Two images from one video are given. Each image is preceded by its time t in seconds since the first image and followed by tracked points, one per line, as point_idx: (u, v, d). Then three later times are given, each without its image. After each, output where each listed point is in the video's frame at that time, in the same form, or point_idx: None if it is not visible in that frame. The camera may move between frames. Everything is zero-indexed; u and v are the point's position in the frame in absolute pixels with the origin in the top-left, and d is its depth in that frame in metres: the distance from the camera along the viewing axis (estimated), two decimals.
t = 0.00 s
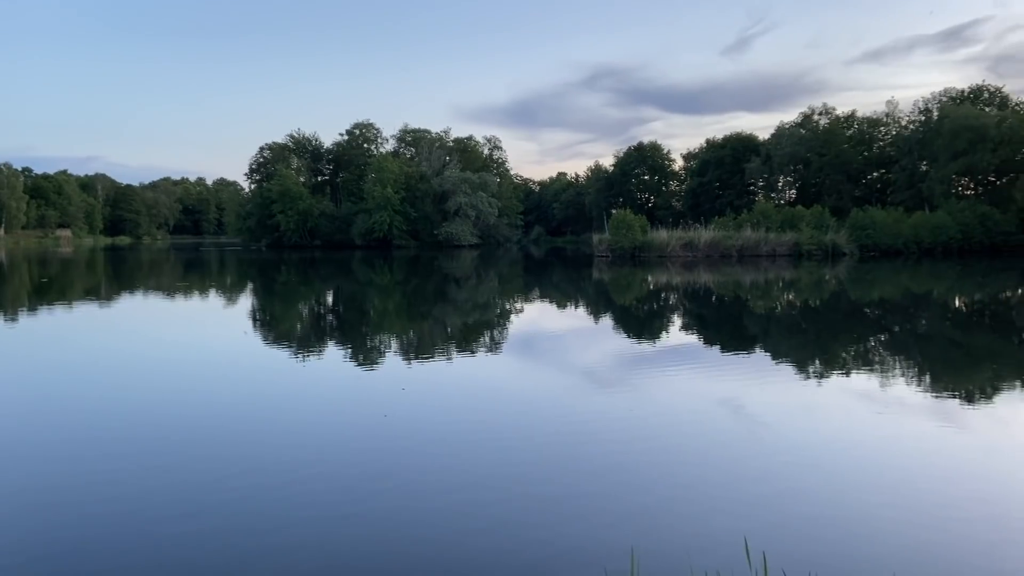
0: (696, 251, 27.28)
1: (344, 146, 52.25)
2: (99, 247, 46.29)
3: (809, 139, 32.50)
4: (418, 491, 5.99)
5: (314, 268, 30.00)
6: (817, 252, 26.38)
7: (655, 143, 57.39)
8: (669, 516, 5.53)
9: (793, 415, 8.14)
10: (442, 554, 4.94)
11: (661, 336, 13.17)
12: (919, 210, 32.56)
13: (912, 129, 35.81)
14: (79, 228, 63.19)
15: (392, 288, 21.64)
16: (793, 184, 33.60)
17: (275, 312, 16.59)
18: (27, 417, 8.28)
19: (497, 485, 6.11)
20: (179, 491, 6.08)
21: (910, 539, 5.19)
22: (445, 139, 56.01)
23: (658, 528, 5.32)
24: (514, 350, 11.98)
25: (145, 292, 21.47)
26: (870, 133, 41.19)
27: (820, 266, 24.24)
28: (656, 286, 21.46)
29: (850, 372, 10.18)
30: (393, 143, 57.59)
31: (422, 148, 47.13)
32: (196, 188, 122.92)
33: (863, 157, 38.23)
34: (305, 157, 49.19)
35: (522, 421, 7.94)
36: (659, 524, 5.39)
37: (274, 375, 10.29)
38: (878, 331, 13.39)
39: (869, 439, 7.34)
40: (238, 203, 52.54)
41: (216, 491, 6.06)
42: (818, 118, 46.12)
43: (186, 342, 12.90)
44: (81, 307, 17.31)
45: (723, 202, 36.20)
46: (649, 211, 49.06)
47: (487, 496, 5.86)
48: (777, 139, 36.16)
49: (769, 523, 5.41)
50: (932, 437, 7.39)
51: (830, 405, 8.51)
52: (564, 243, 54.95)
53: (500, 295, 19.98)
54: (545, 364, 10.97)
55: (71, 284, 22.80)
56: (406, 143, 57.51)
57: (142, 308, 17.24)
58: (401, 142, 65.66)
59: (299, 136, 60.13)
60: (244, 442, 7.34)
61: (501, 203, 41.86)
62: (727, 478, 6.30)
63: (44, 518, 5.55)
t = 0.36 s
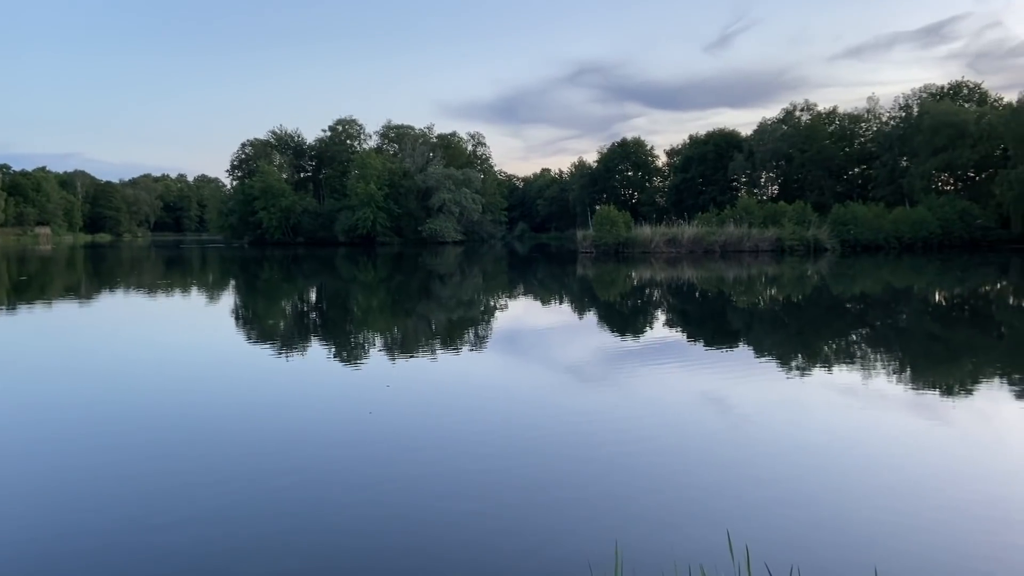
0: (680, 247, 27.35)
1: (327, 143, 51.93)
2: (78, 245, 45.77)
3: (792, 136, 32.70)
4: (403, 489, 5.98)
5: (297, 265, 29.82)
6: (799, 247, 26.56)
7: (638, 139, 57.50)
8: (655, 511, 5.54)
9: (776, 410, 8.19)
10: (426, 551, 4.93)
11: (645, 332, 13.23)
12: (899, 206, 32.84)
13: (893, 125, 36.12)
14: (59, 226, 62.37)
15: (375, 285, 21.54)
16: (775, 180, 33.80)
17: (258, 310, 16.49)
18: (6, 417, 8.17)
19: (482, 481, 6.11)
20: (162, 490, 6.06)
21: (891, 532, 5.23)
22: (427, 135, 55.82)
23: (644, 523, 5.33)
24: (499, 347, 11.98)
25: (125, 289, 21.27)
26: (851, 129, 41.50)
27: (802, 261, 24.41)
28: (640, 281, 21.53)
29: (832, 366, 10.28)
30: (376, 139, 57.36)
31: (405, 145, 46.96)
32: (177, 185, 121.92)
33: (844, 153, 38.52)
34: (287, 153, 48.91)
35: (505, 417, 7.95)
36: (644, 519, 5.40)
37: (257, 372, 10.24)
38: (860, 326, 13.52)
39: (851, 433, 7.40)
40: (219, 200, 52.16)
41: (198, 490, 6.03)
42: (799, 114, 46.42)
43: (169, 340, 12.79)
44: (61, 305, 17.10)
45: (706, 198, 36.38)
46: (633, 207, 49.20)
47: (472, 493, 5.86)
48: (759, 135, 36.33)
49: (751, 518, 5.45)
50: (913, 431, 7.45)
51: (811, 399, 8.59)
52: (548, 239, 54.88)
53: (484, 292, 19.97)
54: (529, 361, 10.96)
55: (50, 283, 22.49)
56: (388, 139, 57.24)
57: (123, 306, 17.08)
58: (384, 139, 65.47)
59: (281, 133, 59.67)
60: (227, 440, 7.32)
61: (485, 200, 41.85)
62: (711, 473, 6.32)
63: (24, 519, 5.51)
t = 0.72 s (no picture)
0: (665, 242, 27.44)
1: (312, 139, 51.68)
2: (60, 242, 45.39)
3: (776, 132, 32.86)
4: (390, 486, 5.98)
5: (281, 262, 29.68)
6: (784, 243, 26.72)
7: (624, 135, 57.58)
8: (641, 506, 5.57)
9: (761, 404, 8.23)
10: (411, 548, 4.93)
11: (632, 327, 13.27)
12: (883, 201, 33.08)
13: (876, 121, 36.36)
14: (41, 223, 61.80)
15: (361, 282, 21.46)
16: (760, 176, 33.93)
17: (244, 307, 16.42)
18: None
19: (469, 479, 6.11)
20: (148, 489, 6.04)
21: (873, 524, 5.28)
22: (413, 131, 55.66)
23: (629, 518, 5.36)
24: (485, 343, 11.97)
25: (108, 287, 21.12)
26: (834, 125, 41.73)
27: (786, 256, 24.53)
28: (626, 277, 21.58)
29: (816, 361, 10.35)
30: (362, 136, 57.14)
31: (390, 141, 46.81)
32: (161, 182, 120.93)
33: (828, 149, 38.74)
34: (271, 150, 48.63)
35: (491, 414, 7.96)
36: (630, 514, 5.44)
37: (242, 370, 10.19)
38: (843, 320, 13.61)
39: (836, 427, 7.44)
40: (204, 198, 51.89)
41: (184, 489, 6.02)
42: (784, 110, 46.64)
43: (153, 339, 12.71)
44: (42, 303, 16.94)
45: (691, 194, 36.53)
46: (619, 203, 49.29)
47: (457, 490, 5.87)
48: (744, 131, 36.47)
49: (735, 511, 5.49)
50: (896, 424, 7.50)
51: (796, 394, 8.65)
52: (534, 236, 54.89)
53: (470, 288, 19.96)
54: (516, 357, 10.96)
55: (33, 281, 22.30)
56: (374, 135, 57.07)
57: (106, 304, 16.94)
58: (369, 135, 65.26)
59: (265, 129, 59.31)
60: (216, 438, 7.31)
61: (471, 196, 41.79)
62: (695, 468, 6.37)
63: (9, 520, 5.48)
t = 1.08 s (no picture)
0: (649, 238, 27.54)
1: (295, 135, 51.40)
2: (41, 240, 44.89)
3: (759, 128, 33.04)
4: (372, 485, 5.95)
5: (265, 259, 29.50)
6: (767, 238, 26.91)
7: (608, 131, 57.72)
8: (624, 502, 5.59)
9: (745, 399, 8.28)
10: (393, 547, 4.90)
11: (617, 323, 13.31)
12: (864, 196, 33.33)
13: (857, 116, 36.63)
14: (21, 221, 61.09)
15: (345, 279, 21.39)
16: (743, 171, 34.10)
17: (227, 305, 16.33)
18: None
19: (453, 476, 6.10)
20: (125, 490, 5.99)
21: (853, 517, 5.33)
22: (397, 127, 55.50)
23: (613, 513, 5.39)
24: (470, 340, 11.98)
25: (90, 285, 20.92)
26: (816, 121, 42.02)
27: (769, 252, 24.72)
28: (611, 273, 21.66)
29: (799, 355, 10.43)
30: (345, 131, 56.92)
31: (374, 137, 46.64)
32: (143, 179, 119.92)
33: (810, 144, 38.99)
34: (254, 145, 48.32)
35: (476, 410, 7.96)
36: (614, 509, 5.46)
37: (226, 368, 10.13)
38: (826, 315, 13.72)
39: (819, 422, 7.48)
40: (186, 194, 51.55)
41: (162, 489, 5.97)
42: (766, 106, 46.90)
43: (136, 337, 12.61)
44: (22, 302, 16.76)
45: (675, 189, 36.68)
46: (603, 199, 49.38)
47: (441, 488, 5.86)
48: (727, 126, 36.63)
49: (716, 505, 5.53)
50: (878, 419, 7.55)
51: (779, 388, 8.70)
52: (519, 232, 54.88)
53: (455, 285, 19.96)
54: (501, 353, 10.97)
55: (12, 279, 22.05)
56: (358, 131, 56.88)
57: (87, 302, 16.82)
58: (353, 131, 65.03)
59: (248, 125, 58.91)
60: (196, 436, 7.26)
61: (456, 192, 41.73)
62: (679, 462, 6.41)
63: None
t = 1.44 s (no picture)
0: (631, 235, 27.59)
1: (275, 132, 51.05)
2: (17, 239, 44.29)
3: (740, 125, 33.21)
4: (354, 483, 5.93)
5: (246, 257, 29.29)
6: (748, 235, 27.08)
7: (590, 129, 57.81)
8: (606, 499, 5.59)
9: (726, 395, 8.32)
10: (373, 545, 4.89)
11: (599, 320, 13.32)
12: (844, 192, 33.61)
13: (837, 114, 36.90)
14: None
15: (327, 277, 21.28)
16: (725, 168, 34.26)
17: (207, 303, 16.17)
18: None
19: (435, 475, 6.08)
20: (104, 491, 5.92)
21: (832, 513, 5.36)
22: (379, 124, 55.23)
23: (593, 511, 5.40)
24: (453, 337, 11.94)
25: (67, 284, 20.64)
26: (797, 119, 42.31)
27: (751, 248, 24.88)
28: (593, 270, 21.67)
29: (781, 351, 10.48)
30: (327, 129, 56.66)
31: (356, 134, 46.44)
32: (121, 177, 118.59)
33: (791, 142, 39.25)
34: (234, 143, 47.95)
35: (458, 408, 7.94)
36: (594, 506, 5.47)
37: (207, 367, 10.04)
38: (807, 311, 13.80)
39: (802, 417, 7.53)
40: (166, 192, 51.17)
41: (140, 490, 5.92)
42: (747, 104, 47.16)
43: (115, 336, 12.46)
44: None
45: (657, 186, 36.79)
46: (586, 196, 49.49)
47: (424, 487, 5.84)
48: (708, 124, 36.78)
49: (699, 502, 5.55)
50: (859, 414, 7.61)
51: (760, 385, 8.73)
52: (502, 229, 54.85)
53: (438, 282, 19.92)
54: (484, 351, 10.95)
55: None
56: (339, 128, 56.60)
57: (65, 301, 16.66)
58: (335, 129, 64.73)
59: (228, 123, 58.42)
60: (175, 436, 7.21)
61: (438, 190, 41.66)
62: (660, 459, 6.42)
63: None
